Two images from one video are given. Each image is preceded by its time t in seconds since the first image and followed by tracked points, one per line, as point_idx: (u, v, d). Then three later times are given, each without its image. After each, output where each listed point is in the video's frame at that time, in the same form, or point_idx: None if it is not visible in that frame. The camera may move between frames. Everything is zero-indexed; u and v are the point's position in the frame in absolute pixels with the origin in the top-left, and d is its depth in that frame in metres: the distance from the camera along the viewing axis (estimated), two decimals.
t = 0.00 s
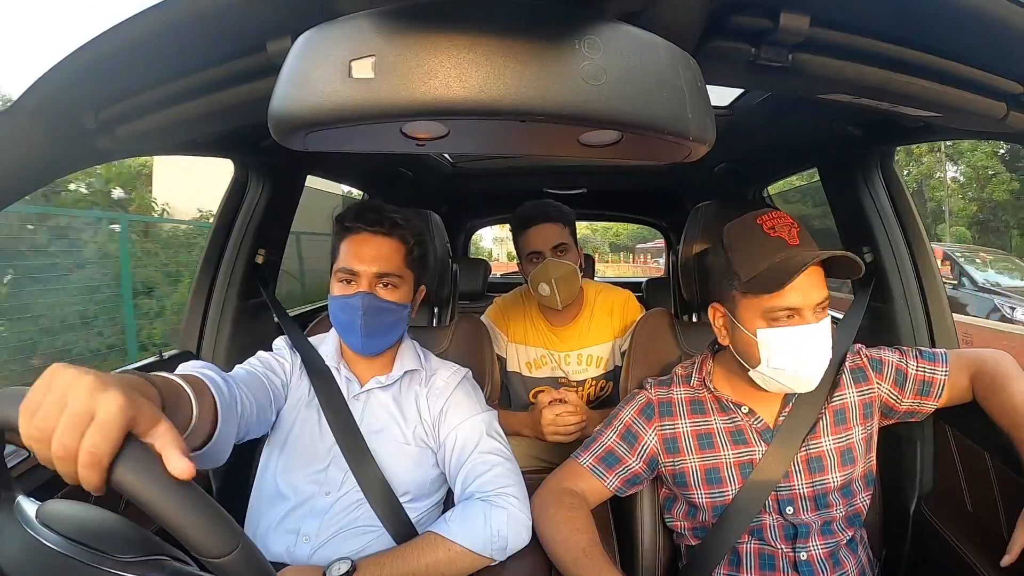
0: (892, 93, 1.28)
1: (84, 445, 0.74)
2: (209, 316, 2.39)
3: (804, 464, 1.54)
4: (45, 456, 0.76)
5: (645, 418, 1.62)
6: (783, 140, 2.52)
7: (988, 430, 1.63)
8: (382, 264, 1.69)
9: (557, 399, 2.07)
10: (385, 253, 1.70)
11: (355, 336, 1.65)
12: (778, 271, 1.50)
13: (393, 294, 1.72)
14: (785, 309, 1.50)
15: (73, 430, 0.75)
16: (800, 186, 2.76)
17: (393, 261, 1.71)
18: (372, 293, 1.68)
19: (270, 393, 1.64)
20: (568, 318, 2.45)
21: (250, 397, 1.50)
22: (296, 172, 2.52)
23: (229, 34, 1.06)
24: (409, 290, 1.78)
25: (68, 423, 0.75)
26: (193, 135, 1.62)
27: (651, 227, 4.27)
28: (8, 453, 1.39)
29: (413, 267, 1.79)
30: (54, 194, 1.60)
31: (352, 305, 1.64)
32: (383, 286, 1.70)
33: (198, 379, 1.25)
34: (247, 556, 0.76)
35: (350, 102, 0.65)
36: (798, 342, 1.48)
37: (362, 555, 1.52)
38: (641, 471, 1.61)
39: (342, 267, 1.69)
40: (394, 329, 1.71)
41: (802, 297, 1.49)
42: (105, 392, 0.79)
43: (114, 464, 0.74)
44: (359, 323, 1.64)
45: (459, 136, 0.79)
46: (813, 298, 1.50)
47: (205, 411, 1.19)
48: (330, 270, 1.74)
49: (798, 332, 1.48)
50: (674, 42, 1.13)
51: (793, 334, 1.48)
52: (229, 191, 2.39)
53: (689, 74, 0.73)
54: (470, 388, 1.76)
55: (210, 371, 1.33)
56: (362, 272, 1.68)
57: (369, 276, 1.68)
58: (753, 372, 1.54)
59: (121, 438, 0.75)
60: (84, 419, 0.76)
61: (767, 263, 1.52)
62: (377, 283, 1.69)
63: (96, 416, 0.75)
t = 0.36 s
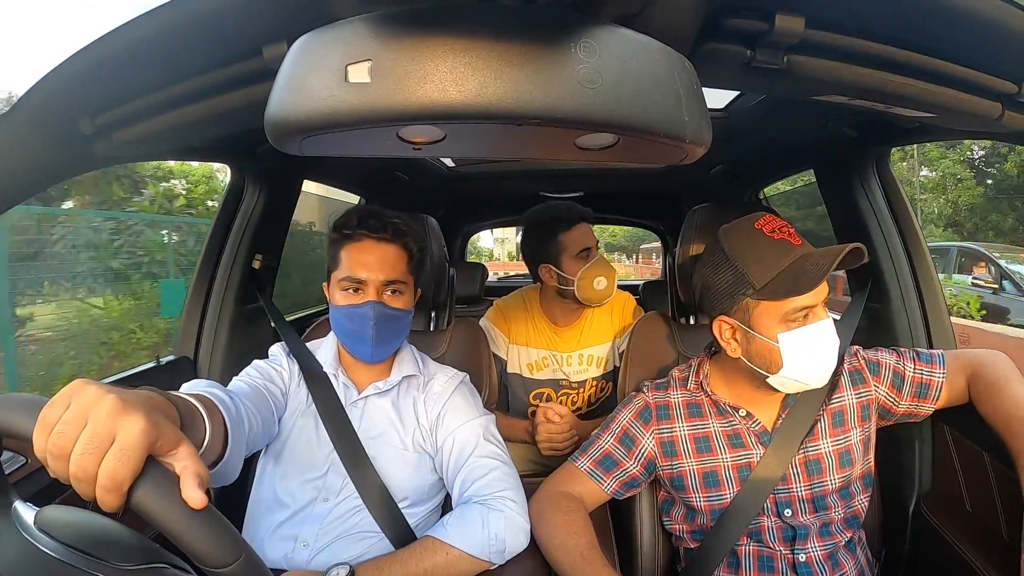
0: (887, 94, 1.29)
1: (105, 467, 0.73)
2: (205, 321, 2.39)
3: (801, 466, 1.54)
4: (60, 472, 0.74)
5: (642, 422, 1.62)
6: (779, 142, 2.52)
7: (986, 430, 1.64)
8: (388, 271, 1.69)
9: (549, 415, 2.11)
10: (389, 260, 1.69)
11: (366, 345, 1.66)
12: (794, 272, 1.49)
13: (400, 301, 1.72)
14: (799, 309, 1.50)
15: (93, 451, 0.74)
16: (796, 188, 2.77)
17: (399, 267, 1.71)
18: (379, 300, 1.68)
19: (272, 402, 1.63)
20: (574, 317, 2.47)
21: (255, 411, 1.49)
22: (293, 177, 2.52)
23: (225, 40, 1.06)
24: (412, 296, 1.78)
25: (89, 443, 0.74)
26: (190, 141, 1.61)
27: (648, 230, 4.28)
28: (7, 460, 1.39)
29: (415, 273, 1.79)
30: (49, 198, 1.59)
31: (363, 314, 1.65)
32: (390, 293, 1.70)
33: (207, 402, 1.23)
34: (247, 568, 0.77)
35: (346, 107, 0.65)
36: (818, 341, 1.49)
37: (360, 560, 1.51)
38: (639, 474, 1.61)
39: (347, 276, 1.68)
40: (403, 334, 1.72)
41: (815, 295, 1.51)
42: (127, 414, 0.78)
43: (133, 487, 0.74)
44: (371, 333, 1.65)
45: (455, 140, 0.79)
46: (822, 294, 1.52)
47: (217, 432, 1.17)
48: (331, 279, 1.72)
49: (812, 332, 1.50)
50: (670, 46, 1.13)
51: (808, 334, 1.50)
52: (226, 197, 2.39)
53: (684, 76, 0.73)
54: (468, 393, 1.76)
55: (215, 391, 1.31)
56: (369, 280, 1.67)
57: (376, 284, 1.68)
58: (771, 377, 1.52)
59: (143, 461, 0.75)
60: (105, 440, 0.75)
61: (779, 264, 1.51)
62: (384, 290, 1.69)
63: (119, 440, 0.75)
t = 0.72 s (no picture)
0: (883, 95, 1.29)
1: (107, 474, 0.73)
2: (203, 325, 2.39)
3: (800, 467, 1.54)
4: (61, 478, 0.74)
5: (640, 424, 1.62)
6: (774, 144, 2.53)
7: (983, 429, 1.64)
8: (389, 276, 1.69)
9: (546, 419, 2.10)
10: (387, 264, 1.70)
11: (373, 352, 1.66)
12: (793, 270, 1.50)
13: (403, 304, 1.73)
14: (799, 305, 1.52)
15: (95, 458, 0.73)
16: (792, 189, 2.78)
17: (398, 271, 1.72)
18: (385, 306, 1.68)
19: (271, 407, 1.63)
20: (569, 318, 2.46)
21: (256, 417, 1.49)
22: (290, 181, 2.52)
23: (221, 44, 1.06)
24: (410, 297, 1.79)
25: (91, 450, 0.74)
26: (186, 145, 1.61)
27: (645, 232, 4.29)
28: (4, 466, 1.38)
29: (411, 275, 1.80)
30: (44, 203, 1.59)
31: (370, 321, 1.65)
32: (394, 297, 1.70)
33: (208, 410, 1.23)
34: None
35: (341, 111, 0.65)
36: (818, 337, 1.50)
37: (359, 565, 1.51)
38: (637, 476, 1.60)
39: (348, 284, 1.67)
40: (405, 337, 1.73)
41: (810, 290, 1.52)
42: (129, 421, 0.78)
43: (134, 495, 0.74)
44: (378, 338, 1.65)
45: (451, 144, 0.79)
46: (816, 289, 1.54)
47: (220, 441, 1.17)
48: (328, 290, 1.71)
49: (811, 328, 1.51)
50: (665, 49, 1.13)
51: (807, 329, 1.51)
52: (222, 201, 2.39)
53: (679, 78, 0.74)
54: (465, 396, 1.76)
55: (216, 400, 1.31)
56: (371, 286, 1.67)
57: (380, 290, 1.68)
58: (776, 376, 1.52)
59: (145, 469, 0.75)
60: (106, 448, 0.75)
61: (776, 263, 1.52)
62: (388, 295, 1.69)
63: (121, 447, 0.75)
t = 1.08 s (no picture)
0: (878, 95, 1.30)
1: (106, 478, 0.73)
2: (200, 328, 2.38)
3: (795, 465, 1.55)
4: (58, 483, 0.73)
5: (636, 423, 1.62)
6: (770, 144, 2.54)
7: (979, 427, 1.64)
8: (383, 278, 1.70)
9: (537, 421, 2.13)
10: (382, 266, 1.71)
11: (367, 353, 1.65)
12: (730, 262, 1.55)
13: (395, 306, 1.73)
14: (741, 297, 1.55)
15: (94, 462, 0.73)
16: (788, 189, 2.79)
17: (391, 273, 1.72)
18: (378, 308, 1.68)
19: (269, 410, 1.63)
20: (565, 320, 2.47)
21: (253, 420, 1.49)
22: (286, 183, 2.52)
23: (218, 47, 1.06)
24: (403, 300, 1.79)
25: (91, 454, 0.74)
26: (184, 148, 1.61)
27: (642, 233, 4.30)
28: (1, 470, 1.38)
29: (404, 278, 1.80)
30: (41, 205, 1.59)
31: (363, 322, 1.65)
32: (386, 299, 1.71)
33: (207, 414, 1.23)
34: None
35: (337, 113, 0.65)
36: (760, 329, 1.51)
37: (356, 567, 1.50)
38: (633, 475, 1.61)
39: (341, 287, 1.67)
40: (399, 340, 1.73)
41: (758, 285, 1.54)
42: (128, 425, 0.78)
43: (133, 500, 0.73)
44: (372, 340, 1.64)
45: (447, 146, 0.79)
46: (770, 286, 1.54)
47: (220, 445, 1.17)
48: (322, 293, 1.70)
49: (757, 321, 1.52)
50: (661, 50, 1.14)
51: (751, 322, 1.53)
52: (218, 204, 2.40)
53: (674, 78, 0.74)
54: (461, 398, 1.77)
55: (212, 403, 1.31)
56: (365, 288, 1.67)
57: (373, 291, 1.68)
58: (719, 363, 1.58)
59: (144, 474, 0.75)
60: (106, 452, 0.75)
61: (723, 256, 1.57)
62: (381, 297, 1.70)
63: (120, 451, 0.75)
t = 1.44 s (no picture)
0: (875, 92, 1.30)
1: (106, 480, 0.73)
2: (197, 327, 2.38)
3: (793, 461, 1.55)
4: (58, 484, 0.73)
5: (634, 420, 1.63)
6: (765, 141, 2.54)
7: (977, 422, 1.64)
8: (366, 273, 1.69)
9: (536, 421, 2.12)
10: (368, 262, 1.70)
11: (345, 347, 1.66)
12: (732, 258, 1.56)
13: (379, 302, 1.72)
14: (741, 293, 1.55)
15: (94, 464, 0.73)
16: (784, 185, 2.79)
17: (376, 269, 1.71)
18: (360, 302, 1.67)
19: (267, 408, 1.62)
20: (563, 319, 2.47)
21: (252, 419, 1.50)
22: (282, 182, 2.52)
23: (214, 46, 1.06)
24: (395, 296, 1.78)
25: (91, 456, 0.74)
26: (179, 148, 1.61)
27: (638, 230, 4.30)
28: None
29: (396, 275, 1.79)
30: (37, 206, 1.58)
31: (342, 317, 1.64)
32: (371, 295, 1.70)
33: (206, 415, 1.23)
34: None
35: (332, 112, 0.65)
36: (761, 325, 1.51)
37: (355, 566, 1.50)
38: (631, 471, 1.61)
39: (324, 279, 1.68)
40: (382, 336, 1.71)
41: (759, 282, 1.54)
42: (127, 427, 0.77)
43: (133, 502, 0.73)
44: (349, 334, 1.65)
45: (443, 143, 0.79)
46: (770, 283, 1.54)
47: (219, 445, 1.17)
48: (311, 285, 1.72)
49: (757, 317, 1.53)
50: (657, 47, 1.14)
51: (750, 317, 1.53)
52: (215, 202, 2.39)
53: (670, 75, 0.74)
54: (458, 396, 1.77)
55: (211, 404, 1.31)
56: (347, 283, 1.67)
57: (355, 287, 1.68)
58: (717, 358, 1.58)
59: (144, 476, 0.75)
60: (105, 454, 0.74)
61: (723, 252, 1.57)
62: (364, 293, 1.69)
63: (120, 452, 0.75)
